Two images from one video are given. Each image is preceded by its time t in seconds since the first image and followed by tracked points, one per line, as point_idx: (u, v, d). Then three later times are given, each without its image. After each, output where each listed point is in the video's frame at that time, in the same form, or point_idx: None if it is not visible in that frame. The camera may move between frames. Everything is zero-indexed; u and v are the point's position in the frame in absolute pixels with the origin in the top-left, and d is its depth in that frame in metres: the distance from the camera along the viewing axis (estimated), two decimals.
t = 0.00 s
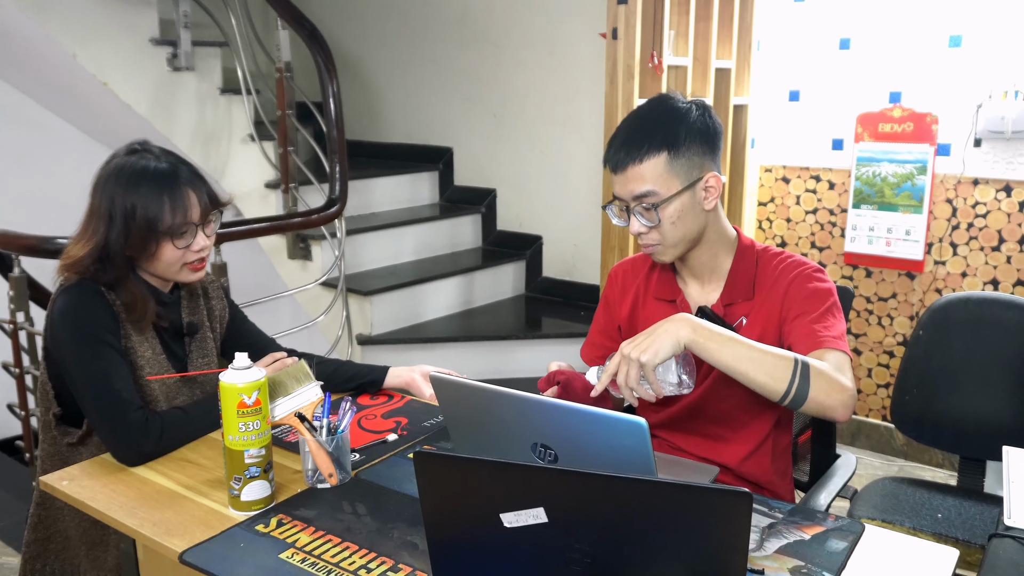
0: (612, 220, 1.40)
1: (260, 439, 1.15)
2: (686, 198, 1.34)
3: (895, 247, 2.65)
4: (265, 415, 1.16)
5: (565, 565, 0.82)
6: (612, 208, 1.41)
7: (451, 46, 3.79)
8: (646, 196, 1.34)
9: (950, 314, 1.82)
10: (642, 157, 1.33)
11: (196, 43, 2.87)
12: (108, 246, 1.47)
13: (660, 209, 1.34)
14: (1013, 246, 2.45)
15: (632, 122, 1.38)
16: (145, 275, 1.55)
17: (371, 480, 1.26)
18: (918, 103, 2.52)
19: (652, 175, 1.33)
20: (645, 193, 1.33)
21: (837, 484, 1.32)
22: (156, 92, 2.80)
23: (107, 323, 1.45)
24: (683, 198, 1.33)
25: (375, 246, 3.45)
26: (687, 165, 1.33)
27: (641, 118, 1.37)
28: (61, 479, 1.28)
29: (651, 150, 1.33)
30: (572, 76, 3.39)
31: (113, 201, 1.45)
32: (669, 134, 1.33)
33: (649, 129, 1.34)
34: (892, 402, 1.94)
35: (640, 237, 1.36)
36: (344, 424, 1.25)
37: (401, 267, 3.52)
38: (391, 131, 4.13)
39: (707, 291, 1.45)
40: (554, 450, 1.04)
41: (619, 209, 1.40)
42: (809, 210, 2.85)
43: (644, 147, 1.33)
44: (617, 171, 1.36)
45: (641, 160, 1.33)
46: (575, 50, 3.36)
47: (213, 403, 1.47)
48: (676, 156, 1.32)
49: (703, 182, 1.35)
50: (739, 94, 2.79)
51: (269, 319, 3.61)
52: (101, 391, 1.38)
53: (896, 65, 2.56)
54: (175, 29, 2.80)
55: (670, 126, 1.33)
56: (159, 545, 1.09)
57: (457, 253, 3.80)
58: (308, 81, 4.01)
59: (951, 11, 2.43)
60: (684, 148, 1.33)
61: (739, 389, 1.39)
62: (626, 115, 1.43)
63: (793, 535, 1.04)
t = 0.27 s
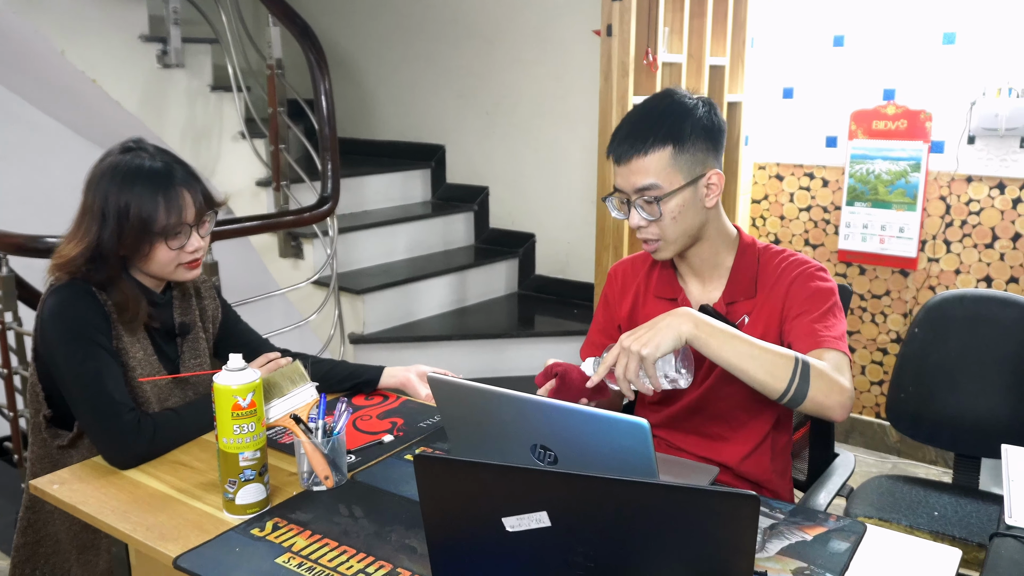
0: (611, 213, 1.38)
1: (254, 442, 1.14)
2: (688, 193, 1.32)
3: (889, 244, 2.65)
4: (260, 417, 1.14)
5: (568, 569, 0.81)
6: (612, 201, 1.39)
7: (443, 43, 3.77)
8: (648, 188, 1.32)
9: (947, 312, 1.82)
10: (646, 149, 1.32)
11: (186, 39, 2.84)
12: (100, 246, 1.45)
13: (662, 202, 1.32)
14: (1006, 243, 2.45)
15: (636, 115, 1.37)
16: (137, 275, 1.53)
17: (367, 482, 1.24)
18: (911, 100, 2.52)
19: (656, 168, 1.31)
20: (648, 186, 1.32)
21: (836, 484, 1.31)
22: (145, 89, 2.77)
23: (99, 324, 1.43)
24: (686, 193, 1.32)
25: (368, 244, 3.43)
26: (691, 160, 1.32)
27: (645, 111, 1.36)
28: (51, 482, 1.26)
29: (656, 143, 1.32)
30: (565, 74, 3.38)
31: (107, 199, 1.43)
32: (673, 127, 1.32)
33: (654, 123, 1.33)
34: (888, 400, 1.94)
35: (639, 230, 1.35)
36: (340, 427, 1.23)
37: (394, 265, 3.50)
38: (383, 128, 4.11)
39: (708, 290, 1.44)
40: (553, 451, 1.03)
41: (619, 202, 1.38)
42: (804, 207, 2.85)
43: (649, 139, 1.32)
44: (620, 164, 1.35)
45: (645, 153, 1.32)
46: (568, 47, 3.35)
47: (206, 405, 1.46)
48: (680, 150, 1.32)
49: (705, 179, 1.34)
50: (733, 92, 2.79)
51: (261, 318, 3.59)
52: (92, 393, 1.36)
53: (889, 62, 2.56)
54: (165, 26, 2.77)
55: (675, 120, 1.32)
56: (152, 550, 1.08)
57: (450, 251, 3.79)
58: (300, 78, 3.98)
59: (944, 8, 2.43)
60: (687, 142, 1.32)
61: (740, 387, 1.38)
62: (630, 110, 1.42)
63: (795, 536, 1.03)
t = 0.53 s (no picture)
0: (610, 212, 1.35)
1: (247, 450, 1.12)
2: (690, 194, 1.32)
3: (875, 244, 2.66)
4: (252, 424, 1.13)
5: None
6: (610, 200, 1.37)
7: (428, 43, 3.74)
8: (651, 188, 1.31)
9: (935, 311, 1.83)
10: (652, 149, 1.30)
11: (168, 38, 2.80)
12: (86, 250, 1.42)
13: (665, 203, 1.31)
14: (990, 242, 2.47)
15: (638, 116, 1.36)
16: (124, 280, 1.50)
17: (361, 489, 1.23)
18: (897, 100, 2.54)
19: (661, 168, 1.30)
20: (652, 186, 1.30)
21: (831, 485, 1.31)
22: (127, 89, 2.73)
23: (84, 331, 1.40)
24: (688, 195, 1.31)
25: (353, 245, 3.41)
26: (694, 162, 1.32)
27: (648, 112, 1.35)
28: (37, 493, 1.24)
29: (662, 143, 1.30)
30: (551, 73, 3.38)
31: (93, 203, 1.40)
32: (678, 129, 1.31)
33: (659, 122, 1.32)
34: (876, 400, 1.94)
35: (638, 229, 1.33)
36: (332, 433, 1.22)
37: (380, 266, 3.48)
38: (368, 127, 4.08)
39: (705, 290, 1.44)
40: (551, 457, 1.02)
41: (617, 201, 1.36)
42: (790, 207, 2.87)
43: (656, 139, 1.30)
44: (623, 162, 1.33)
45: (650, 152, 1.30)
46: (554, 46, 3.34)
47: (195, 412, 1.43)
48: (685, 151, 1.31)
49: (706, 182, 1.34)
50: (720, 92, 2.79)
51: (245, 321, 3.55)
52: (78, 401, 1.33)
53: (875, 62, 2.57)
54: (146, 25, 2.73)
55: (680, 121, 1.32)
56: (143, 562, 1.05)
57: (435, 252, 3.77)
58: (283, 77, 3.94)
59: (929, 9, 2.45)
60: (691, 145, 1.32)
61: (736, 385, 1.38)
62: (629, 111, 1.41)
63: (794, 540, 1.02)
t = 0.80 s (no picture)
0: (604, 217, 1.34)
1: (235, 462, 1.09)
2: (687, 201, 1.31)
3: (859, 242, 2.67)
4: (240, 435, 1.09)
5: None
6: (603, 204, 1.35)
7: (410, 41, 3.70)
8: (648, 196, 1.29)
9: (924, 310, 1.83)
10: (649, 156, 1.28)
11: (144, 36, 2.74)
12: (67, 255, 1.38)
13: (662, 210, 1.29)
14: (973, 240, 2.49)
15: (634, 119, 1.33)
16: (106, 284, 1.46)
17: (353, 499, 1.20)
18: (880, 99, 2.55)
19: (657, 175, 1.28)
20: (648, 194, 1.28)
21: (827, 488, 1.30)
22: (103, 88, 2.67)
23: (65, 338, 1.36)
24: (683, 202, 1.30)
25: (335, 245, 3.36)
26: (689, 167, 1.30)
27: (643, 115, 1.33)
28: (15, 508, 1.19)
29: (658, 149, 1.28)
30: (535, 72, 3.36)
31: (74, 206, 1.36)
32: (676, 133, 1.29)
33: (656, 127, 1.30)
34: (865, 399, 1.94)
35: (634, 236, 1.31)
36: (323, 442, 1.19)
37: (362, 266, 3.44)
38: (348, 126, 4.03)
39: (699, 291, 1.42)
40: (550, 465, 0.99)
41: (611, 206, 1.34)
42: (774, 205, 2.87)
43: (652, 145, 1.28)
44: (618, 168, 1.31)
45: (646, 159, 1.28)
46: (537, 45, 3.32)
47: (179, 420, 1.40)
48: (681, 157, 1.29)
49: (701, 186, 1.33)
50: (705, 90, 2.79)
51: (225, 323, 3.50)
52: (58, 411, 1.29)
53: (858, 60, 2.58)
54: (122, 22, 2.67)
55: (677, 126, 1.30)
56: None
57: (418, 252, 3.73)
58: (261, 75, 3.89)
59: (912, 8, 2.46)
60: (688, 150, 1.30)
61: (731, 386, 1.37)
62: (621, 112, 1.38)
63: (796, 546, 1.01)
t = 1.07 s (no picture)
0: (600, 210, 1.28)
1: (207, 488, 1.00)
2: (689, 200, 1.25)
3: (833, 239, 2.66)
4: (213, 458, 1.01)
5: None
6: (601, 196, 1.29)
7: (374, 36, 3.61)
8: (649, 190, 1.23)
9: (907, 308, 1.81)
10: (655, 150, 1.23)
11: (96, 29, 2.60)
12: (20, 263, 1.26)
13: (664, 206, 1.24)
14: (947, 236, 2.49)
15: (639, 110, 1.28)
16: (61, 294, 1.35)
17: (335, 523, 1.12)
18: (854, 95, 2.54)
19: (663, 170, 1.23)
20: (651, 189, 1.23)
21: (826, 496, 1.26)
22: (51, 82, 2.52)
23: (17, 354, 1.25)
24: (686, 200, 1.25)
25: (298, 247, 3.25)
26: (695, 165, 1.26)
27: (649, 107, 1.28)
28: None
29: (666, 144, 1.23)
30: (503, 68, 3.29)
31: (29, 211, 1.25)
32: (682, 127, 1.24)
33: (664, 121, 1.24)
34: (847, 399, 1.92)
35: (631, 232, 1.25)
36: (301, 462, 1.10)
37: (326, 268, 3.33)
38: (309, 124, 3.92)
39: (688, 293, 1.37)
40: (550, 485, 0.93)
41: (609, 198, 1.28)
42: (746, 202, 2.84)
43: (660, 139, 1.23)
44: (621, 161, 1.25)
45: (653, 153, 1.23)
46: (506, 40, 3.26)
47: (143, 439, 1.30)
48: (688, 153, 1.24)
49: (704, 186, 1.28)
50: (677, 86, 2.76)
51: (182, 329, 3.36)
52: (10, 433, 1.19)
53: (831, 56, 2.56)
54: (73, 15, 2.53)
55: (685, 121, 1.25)
56: None
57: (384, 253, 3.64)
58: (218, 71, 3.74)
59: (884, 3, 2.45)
60: (693, 146, 1.25)
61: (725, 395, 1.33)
62: (624, 101, 1.33)
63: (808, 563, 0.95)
